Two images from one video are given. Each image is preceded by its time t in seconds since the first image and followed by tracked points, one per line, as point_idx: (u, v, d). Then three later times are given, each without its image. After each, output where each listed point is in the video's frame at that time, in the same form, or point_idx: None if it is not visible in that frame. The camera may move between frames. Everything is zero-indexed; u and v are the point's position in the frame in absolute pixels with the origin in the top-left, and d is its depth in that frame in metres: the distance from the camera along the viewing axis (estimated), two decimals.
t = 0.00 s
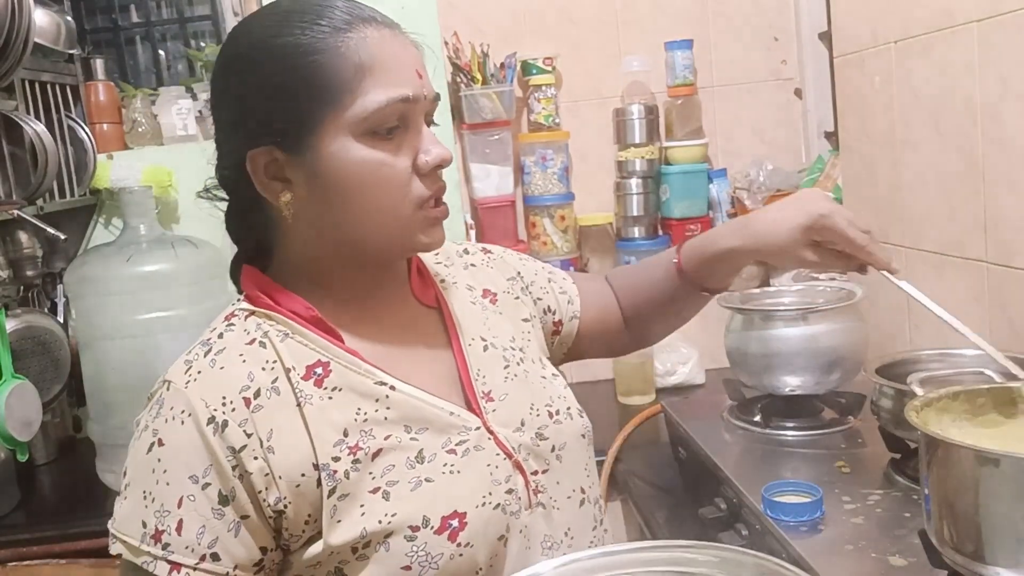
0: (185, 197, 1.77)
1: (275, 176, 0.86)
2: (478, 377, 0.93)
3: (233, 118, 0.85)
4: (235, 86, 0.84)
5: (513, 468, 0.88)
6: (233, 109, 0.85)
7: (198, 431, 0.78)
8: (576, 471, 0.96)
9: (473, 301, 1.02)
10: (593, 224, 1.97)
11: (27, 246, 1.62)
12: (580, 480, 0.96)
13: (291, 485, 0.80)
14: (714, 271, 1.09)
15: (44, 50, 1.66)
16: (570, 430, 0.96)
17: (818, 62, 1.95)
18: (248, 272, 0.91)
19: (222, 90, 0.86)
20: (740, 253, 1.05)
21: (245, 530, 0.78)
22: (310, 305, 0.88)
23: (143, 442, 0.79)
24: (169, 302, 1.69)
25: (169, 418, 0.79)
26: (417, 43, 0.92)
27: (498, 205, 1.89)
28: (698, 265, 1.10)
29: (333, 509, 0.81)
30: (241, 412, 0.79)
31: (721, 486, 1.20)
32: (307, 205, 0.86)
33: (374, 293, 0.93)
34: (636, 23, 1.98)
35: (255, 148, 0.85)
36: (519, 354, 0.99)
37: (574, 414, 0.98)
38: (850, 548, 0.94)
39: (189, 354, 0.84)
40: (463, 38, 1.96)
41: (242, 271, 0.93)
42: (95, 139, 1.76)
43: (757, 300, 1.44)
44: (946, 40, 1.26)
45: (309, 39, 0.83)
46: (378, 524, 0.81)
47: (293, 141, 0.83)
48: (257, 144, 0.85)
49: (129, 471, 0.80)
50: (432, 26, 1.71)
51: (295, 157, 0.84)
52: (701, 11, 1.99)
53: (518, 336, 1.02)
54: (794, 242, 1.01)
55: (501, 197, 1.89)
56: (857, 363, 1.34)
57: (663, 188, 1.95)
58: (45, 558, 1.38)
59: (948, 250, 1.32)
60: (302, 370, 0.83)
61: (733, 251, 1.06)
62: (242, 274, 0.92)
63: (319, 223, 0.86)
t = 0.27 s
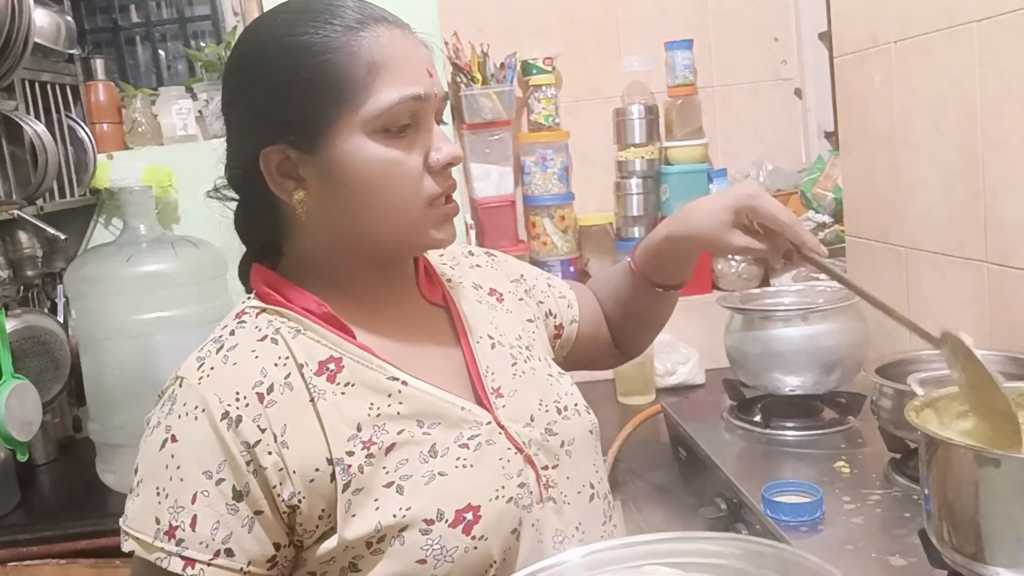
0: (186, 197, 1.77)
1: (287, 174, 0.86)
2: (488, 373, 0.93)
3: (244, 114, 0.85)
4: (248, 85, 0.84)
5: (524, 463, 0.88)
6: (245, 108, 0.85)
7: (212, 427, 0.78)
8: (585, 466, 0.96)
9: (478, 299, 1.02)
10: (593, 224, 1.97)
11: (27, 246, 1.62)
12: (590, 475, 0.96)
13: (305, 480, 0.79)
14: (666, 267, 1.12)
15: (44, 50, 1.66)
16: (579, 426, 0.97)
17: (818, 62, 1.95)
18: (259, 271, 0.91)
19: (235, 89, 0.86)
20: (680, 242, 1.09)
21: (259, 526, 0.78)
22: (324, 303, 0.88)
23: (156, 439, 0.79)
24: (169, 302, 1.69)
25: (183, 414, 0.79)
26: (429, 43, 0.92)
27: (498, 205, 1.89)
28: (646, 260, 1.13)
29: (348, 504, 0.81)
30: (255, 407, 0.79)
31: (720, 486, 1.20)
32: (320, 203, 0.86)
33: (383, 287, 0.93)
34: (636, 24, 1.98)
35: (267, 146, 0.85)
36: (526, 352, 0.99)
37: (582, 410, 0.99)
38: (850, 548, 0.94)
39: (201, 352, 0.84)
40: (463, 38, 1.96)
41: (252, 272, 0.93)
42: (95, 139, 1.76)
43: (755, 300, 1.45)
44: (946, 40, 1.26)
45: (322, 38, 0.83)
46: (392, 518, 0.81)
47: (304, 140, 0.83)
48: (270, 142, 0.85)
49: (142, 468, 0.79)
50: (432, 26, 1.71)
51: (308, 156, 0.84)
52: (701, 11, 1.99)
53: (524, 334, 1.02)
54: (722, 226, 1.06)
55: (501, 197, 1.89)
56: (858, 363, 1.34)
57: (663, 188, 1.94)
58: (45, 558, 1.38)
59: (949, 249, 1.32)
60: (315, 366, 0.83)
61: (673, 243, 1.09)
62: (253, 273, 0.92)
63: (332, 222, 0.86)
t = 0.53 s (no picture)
0: (185, 196, 1.77)
1: (280, 177, 0.86)
2: (487, 371, 0.93)
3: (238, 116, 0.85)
4: (238, 89, 0.84)
5: (529, 461, 0.88)
6: (239, 109, 0.85)
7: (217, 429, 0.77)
8: (586, 462, 0.96)
9: (473, 300, 1.02)
10: (594, 224, 1.97)
11: (27, 246, 1.62)
12: (591, 471, 0.97)
13: (309, 480, 0.80)
14: (702, 273, 1.11)
15: (43, 50, 1.66)
16: (578, 423, 0.97)
17: (817, 62, 1.95)
18: (254, 273, 0.91)
19: (225, 92, 0.86)
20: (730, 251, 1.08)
21: (267, 526, 0.78)
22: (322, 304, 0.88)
23: (159, 443, 0.79)
24: (169, 302, 1.69)
25: (187, 417, 0.78)
26: (418, 46, 0.92)
27: (498, 205, 1.89)
28: (688, 269, 1.11)
29: (354, 502, 0.81)
30: (259, 408, 0.79)
31: (721, 486, 1.20)
32: (312, 207, 0.86)
33: (379, 286, 0.93)
34: (636, 24, 1.98)
35: (259, 151, 0.85)
36: (523, 352, 1.00)
37: (582, 407, 0.99)
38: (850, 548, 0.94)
39: (202, 355, 0.84)
40: (463, 38, 1.96)
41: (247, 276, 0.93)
42: (95, 139, 1.76)
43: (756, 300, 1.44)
44: (945, 40, 1.26)
45: (312, 42, 0.83)
46: (399, 515, 0.81)
47: (297, 144, 0.83)
48: (263, 146, 0.85)
49: (145, 473, 0.79)
50: (432, 26, 1.71)
51: (297, 161, 0.84)
52: (701, 11, 1.99)
53: (520, 335, 1.02)
54: (780, 233, 1.05)
55: (501, 197, 1.89)
56: (857, 363, 1.34)
57: (663, 188, 1.95)
58: (46, 558, 1.38)
59: (948, 249, 1.32)
60: (316, 366, 0.83)
61: (723, 249, 1.08)
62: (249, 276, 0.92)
63: (325, 225, 0.86)
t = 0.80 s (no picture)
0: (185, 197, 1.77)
1: (279, 178, 0.86)
2: (485, 374, 0.93)
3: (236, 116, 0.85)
4: (238, 90, 0.84)
5: (525, 464, 0.88)
6: (237, 108, 0.85)
7: (219, 426, 0.77)
8: (584, 466, 0.96)
9: (473, 301, 1.02)
10: (594, 224, 1.96)
11: (27, 246, 1.62)
12: (588, 474, 0.96)
13: (307, 479, 0.79)
14: (724, 295, 1.09)
15: (43, 50, 1.66)
16: (576, 426, 0.96)
17: (817, 62, 1.95)
18: (254, 271, 0.91)
19: (225, 93, 0.85)
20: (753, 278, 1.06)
21: (267, 523, 0.78)
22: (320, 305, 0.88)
23: (159, 440, 0.78)
24: (169, 302, 1.69)
25: (187, 414, 0.78)
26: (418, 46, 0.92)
27: (498, 205, 1.89)
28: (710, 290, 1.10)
29: (349, 503, 0.81)
30: (259, 405, 0.79)
31: (721, 486, 1.20)
32: (310, 208, 0.86)
33: (377, 288, 0.93)
34: (635, 24, 1.98)
35: (257, 152, 0.85)
36: (522, 354, 1.00)
37: (580, 410, 0.99)
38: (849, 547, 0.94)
39: (201, 353, 0.83)
40: (463, 38, 1.96)
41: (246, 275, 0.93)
42: (95, 139, 1.76)
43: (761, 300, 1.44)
44: (945, 40, 1.26)
45: (311, 43, 0.83)
46: (395, 516, 0.81)
47: (294, 145, 0.83)
48: (261, 147, 0.85)
49: (145, 470, 0.78)
50: (431, 26, 1.71)
51: (296, 162, 0.84)
52: (701, 11, 1.99)
53: (519, 338, 1.02)
54: (810, 263, 1.02)
55: (501, 197, 1.89)
56: (857, 363, 1.34)
57: (663, 188, 1.95)
58: (46, 558, 1.37)
59: (948, 249, 1.32)
60: (315, 365, 0.83)
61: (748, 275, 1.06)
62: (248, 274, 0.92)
63: (322, 226, 0.86)
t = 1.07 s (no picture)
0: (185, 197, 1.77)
1: (285, 178, 0.86)
2: (486, 377, 0.93)
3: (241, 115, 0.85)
4: (240, 88, 0.84)
5: (524, 468, 0.88)
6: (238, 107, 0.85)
7: (215, 422, 0.77)
8: (584, 470, 0.96)
9: (476, 302, 1.02)
10: (594, 224, 1.97)
11: (27, 246, 1.62)
12: (588, 478, 0.97)
13: (302, 478, 0.79)
14: (710, 296, 1.10)
15: (43, 50, 1.66)
16: (577, 429, 0.96)
17: (817, 62, 1.95)
18: (258, 268, 0.91)
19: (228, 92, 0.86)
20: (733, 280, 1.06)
21: (263, 521, 0.78)
22: (323, 303, 0.89)
23: (158, 435, 0.78)
24: (170, 302, 1.69)
25: (185, 410, 0.78)
26: (422, 44, 0.91)
27: (498, 205, 1.89)
28: (696, 289, 1.10)
29: (345, 502, 0.81)
30: (257, 403, 0.79)
31: (721, 486, 1.20)
32: (317, 208, 0.86)
33: (382, 287, 0.93)
34: (635, 24, 1.98)
35: (263, 152, 0.85)
36: (524, 356, 1.00)
37: (581, 413, 0.98)
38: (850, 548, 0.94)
39: (201, 349, 0.83)
40: (463, 38, 1.96)
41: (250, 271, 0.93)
42: (95, 139, 1.76)
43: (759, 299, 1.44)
44: (946, 40, 1.26)
45: (315, 42, 0.83)
46: (389, 518, 0.80)
47: (297, 144, 0.83)
48: (266, 148, 0.85)
49: (143, 464, 0.78)
50: (432, 26, 1.71)
51: (302, 161, 0.84)
52: (701, 11, 1.99)
53: (523, 342, 1.02)
54: (787, 268, 1.02)
55: (501, 197, 1.88)
56: (857, 363, 1.34)
57: (664, 188, 1.95)
58: (46, 558, 1.38)
59: (948, 249, 1.32)
60: (315, 364, 0.83)
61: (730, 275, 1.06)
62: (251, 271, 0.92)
63: (328, 226, 0.86)
